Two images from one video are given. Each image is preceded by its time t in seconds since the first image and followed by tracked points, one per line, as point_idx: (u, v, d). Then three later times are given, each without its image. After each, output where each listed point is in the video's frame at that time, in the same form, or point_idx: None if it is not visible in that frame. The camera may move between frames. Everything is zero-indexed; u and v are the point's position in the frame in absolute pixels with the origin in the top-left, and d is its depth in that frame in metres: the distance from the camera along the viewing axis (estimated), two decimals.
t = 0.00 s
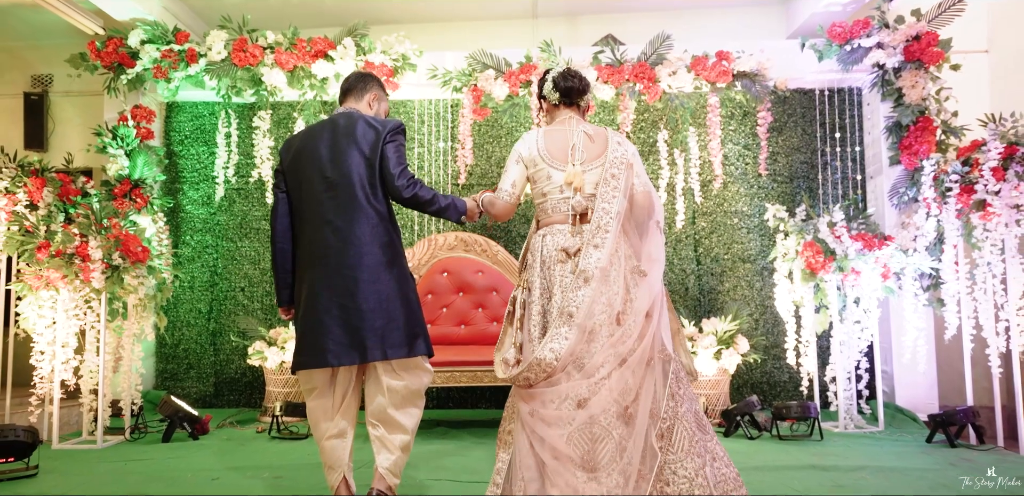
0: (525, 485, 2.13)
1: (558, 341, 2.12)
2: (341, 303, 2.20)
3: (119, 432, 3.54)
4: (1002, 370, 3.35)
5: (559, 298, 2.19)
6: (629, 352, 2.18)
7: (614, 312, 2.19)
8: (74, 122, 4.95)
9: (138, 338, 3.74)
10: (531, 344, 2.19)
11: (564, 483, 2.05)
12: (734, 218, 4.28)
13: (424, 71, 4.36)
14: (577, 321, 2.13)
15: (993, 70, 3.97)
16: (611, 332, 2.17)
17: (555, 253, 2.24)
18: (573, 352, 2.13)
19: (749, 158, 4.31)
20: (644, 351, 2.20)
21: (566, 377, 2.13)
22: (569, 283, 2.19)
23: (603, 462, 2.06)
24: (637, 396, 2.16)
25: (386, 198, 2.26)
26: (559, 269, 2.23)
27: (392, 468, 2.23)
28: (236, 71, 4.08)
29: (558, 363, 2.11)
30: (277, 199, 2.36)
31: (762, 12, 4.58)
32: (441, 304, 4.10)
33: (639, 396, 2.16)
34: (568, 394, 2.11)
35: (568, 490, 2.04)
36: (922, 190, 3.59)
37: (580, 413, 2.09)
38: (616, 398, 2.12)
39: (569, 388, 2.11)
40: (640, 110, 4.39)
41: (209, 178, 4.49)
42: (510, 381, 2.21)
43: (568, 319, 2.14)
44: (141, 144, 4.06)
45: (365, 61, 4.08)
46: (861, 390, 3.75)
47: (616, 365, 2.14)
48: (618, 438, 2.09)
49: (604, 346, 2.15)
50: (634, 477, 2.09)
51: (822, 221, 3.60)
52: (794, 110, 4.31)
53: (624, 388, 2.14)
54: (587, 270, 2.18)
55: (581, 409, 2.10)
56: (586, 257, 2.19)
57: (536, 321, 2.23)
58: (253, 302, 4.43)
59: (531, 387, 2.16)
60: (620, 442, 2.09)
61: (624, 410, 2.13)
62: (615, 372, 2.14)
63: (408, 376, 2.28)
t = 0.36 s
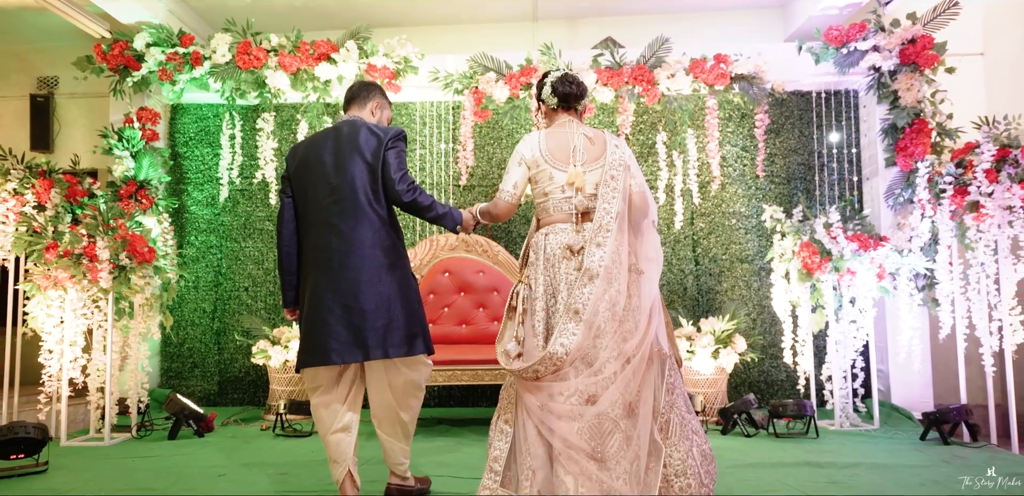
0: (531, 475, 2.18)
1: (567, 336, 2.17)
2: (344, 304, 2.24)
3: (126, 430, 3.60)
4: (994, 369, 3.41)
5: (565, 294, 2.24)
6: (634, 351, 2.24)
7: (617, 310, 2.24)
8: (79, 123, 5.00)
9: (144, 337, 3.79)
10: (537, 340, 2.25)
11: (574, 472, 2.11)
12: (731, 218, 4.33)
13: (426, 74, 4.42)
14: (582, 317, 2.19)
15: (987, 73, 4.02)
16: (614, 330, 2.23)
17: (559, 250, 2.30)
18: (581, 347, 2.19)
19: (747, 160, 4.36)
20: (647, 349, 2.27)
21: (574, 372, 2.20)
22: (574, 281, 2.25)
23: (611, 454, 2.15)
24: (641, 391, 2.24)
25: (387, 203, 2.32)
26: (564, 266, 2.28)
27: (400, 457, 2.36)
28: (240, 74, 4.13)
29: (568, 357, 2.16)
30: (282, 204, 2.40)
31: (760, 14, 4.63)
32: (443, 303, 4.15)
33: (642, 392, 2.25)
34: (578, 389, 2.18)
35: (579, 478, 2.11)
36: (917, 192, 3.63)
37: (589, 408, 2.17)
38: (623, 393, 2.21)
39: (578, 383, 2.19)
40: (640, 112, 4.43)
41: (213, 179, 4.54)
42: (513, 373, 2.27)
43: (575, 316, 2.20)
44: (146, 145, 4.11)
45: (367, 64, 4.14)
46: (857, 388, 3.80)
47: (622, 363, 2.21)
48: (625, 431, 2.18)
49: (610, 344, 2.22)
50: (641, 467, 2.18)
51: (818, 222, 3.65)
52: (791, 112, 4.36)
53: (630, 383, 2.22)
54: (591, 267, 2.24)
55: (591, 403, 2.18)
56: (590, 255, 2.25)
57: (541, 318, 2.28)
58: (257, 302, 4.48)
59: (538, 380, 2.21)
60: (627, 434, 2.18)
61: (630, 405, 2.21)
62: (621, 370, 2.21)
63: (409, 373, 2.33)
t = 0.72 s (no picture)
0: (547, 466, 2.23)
1: (579, 336, 2.24)
2: (353, 304, 2.32)
3: (134, 427, 3.67)
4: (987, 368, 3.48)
5: (574, 297, 2.32)
6: (642, 351, 2.31)
7: (627, 311, 2.32)
8: (86, 125, 5.07)
9: (151, 336, 3.86)
10: (549, 340, 2.32)
11: (588, 464, 2.20)
12: (729, 219, 4.39)
13: (428, 77, 4.48)
14: (592, 319, 2.26)
15: (981, 76, 4.08)
16: (622, 330, 2.30)
17: (567, 256, 2.36)
18: (593, 347, 2.26)
19: (744, 161, 4.42)
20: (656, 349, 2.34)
21: (586, 370, 2.26)
22: (582, 284, 2.32)
23: (624, 446, 2.23)
24: (650, 389, 2.31)
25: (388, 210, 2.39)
26: (572, 272, 2.35)
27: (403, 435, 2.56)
28: (244, 77, 4.20)
29: (580, 356, 2.23)
30: (299, 206, 2.47)
31: (757, 18, 4.69)
32: (445, 303, 4.22)
33: (651, 389, 2.31)
34: (591, 387, 2.25)
35: (594, 470, 2.19)
36: (911, 193, 3.71)
37: (602, 403, 2.25)
38: (634, 390, 2.28)
39: (591, 381, 2.26)
40: (638, 115, 4.49)
41: (217, 180, 4.61)
42: (529, 371, 2.32)
43: (584, 317, 2.27)
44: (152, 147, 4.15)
45: (370, 67, 4.20)
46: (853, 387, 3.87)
47: (632, 362, 2.29)
48: (636, 424, 2.26)
49: (620, 343, 2.30)
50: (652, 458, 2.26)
51: (814, 223, 3.72)
52: (788, 115, 4.42)
53: (640, 381, 2.29)
54: (598, 271, 2.30)
55: (603, 400, 2.25)
56: (596, 260, 2.31)
57: (553, 318, 2.34)
58: (261, 301, 4.55)
59: (552, 377, 2.27)
60: (639, 428, 2.26)
61: (641, 401, 2.29)
62: (631, 369, 2.29)
63: (415, 368, 2.43)
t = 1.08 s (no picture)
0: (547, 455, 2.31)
1: (582, 334, 2.30)
2: (370, 303, 2.42)
3: (140, 424, 3.72)
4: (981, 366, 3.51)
5: (580, 296, 2.38)
6: (642, 346, 2.35)
7: (630, 309, 2.36)
8: (91, 127, 5.13)
9: (157, 334, 3.92)
10: (555, 336, 2.38)
11: (586, 454, 2.27)
12: (727, 219, 4.45)
13: (430, 79, 4.53)
14: (596, 316, 2.33)
15: (975, 78, 4.13)
16: (625, 328, 2.34)
17: (575, 256, 2.43)
18: (596, 344, 2.31)
19: (742, 162, 4.46)
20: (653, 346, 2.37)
21: (588, 365, 2.31)
22: (588, 284, 2.38)
23: (622, 438, 2.27)
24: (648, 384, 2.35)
25: (407, 213, 2.51)
26: (580, 272, 2.41)
27: (408, 437, 2.63)
28: (248, 79, 4.26)
29: (583, 352, 2.29)
30: (320, 209, 2.58)
31: (755, 20, 4.74)
32: (447, 302, 4.27)
33: (649, 385, 2.36)
34: (591, 381, 2.30)
35: (591, 461, 2.26)
36: (906, 194, 3.74)
37: (602, 397, 2.29)
38: (633, 385, 2.31)
39: (591, 375, 2.30)
40: (637, 116, 4.54)
41: (222, 181, 4.67)
42: (534, 367, 2.39)
43: (589, 316, 2.33)
44: (157, 148, 4.24)
45: (373, 69, 4.26)
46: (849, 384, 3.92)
47: (631, 358, 2.32)
48: (634, 417, 2.30)
49: (621, 340, 2.33)
50: (649, 451, 2.29)
51: (811, 223, 3.76)
52: (785, 116, 4.47)
53: (639, 376, 2.33)
54: (604, 272, 2.36)
55: (603, 393, 2.29)
56: (603, 261, 2.37)
57: (558, 315, 2.41)
58: (265, 301, 4.61)
59: (556, 372, 2.33)
60: (637, 421, 2.30)
61: (640, 395, 2.32)
62: (630, 364, 2.32)
63: (424, 365, 2.56)
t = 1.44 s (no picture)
0: (543, 445, 2.37)
1: (578, 334, 2.36)
2: (384, 299, 2.55)
3: (146, 421, 3.78)
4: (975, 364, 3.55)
5: (576, 298, 2.44)
6: (634, 343, 2.41)
7: (625, 310, 2.42)
8: (96, 128, 5.20)
9: (163, 332, 3.97)
10: (553, 336, 2.44)
11: (581, 441, 2.33)
12: (725, 219, 4.50)
13: (431, 80, 4.58)
14: (592, 318, 2.38)
15: (971, 79, 4.17)
16: (619, 328, 2.40)
17: (574, 261, 2.48)
18: (591, 344, 2.37)
19: (740, 163, 4.51)
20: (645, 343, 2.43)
21: (583, 362, 2.37)
22: (584, 287, 2.44)
23: (615, 427, 2.32)
24: (641, 379, 2.40)
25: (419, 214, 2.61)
26: (577, 275, 2.47)
27: (413, 435, 2.66)
28: (252, 80, 4.32)
29: (578, 352, 2.35)
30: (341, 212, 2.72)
31: (754, 22, 4.79)
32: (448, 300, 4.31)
33: (641, 378, 2.40)
34: (585, 375, 2.36)
35: (587, 450, 2.31)
36: (901, 193, 3.78)
37: (595, 390, 2.35)
38: (625, 379, 2.38)
39: (586, 371, 2.37)
40: (636, 117, 4.58)
41: (226, 181, 4.72)
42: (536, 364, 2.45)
43: (585, 317, 2.39)
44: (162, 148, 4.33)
45: (375, 71, 4.31)
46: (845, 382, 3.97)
47: (623, 355, 2.38)
48: (627, 409, 2.35)
49: (614, 337, 2.39)
50: (644, 441, 2.32)
51: (808, 222, 3.80)
52: (783, 117, 4.52)
53: (631, 371, 2.39)
54: (600, 276, 2.41)
55: (597, 387, 2.36)
56: (600, 266, 2.42)
57: (555, 316, 2.47)
58: (268, 300, 4.66)
59: (554, 369, 2.41)
60: (630, 413, 2.35)
61: (632, 389, 2.38)
62: (623, 359, 2.38)
63: (432, 360, 2.64)
